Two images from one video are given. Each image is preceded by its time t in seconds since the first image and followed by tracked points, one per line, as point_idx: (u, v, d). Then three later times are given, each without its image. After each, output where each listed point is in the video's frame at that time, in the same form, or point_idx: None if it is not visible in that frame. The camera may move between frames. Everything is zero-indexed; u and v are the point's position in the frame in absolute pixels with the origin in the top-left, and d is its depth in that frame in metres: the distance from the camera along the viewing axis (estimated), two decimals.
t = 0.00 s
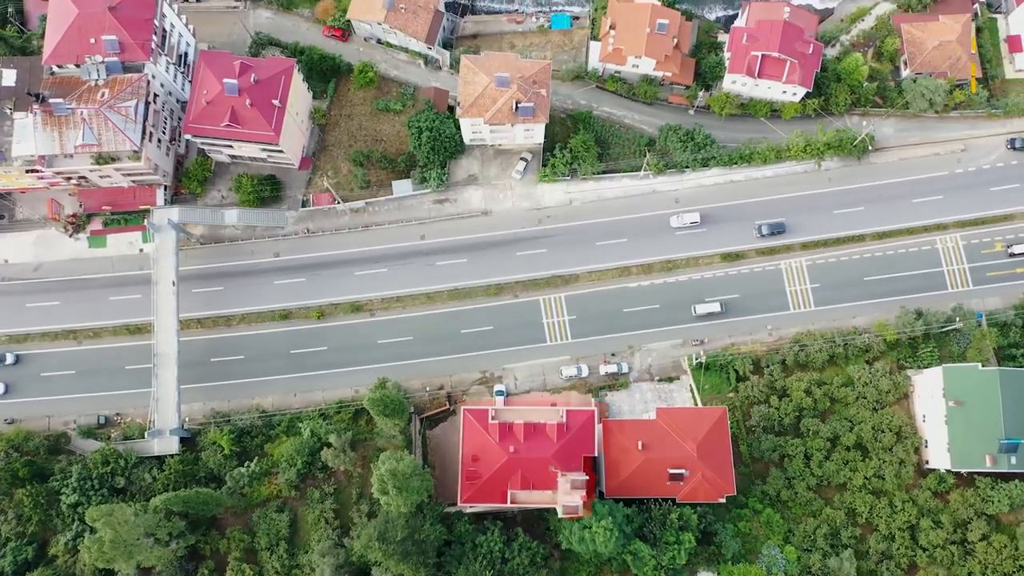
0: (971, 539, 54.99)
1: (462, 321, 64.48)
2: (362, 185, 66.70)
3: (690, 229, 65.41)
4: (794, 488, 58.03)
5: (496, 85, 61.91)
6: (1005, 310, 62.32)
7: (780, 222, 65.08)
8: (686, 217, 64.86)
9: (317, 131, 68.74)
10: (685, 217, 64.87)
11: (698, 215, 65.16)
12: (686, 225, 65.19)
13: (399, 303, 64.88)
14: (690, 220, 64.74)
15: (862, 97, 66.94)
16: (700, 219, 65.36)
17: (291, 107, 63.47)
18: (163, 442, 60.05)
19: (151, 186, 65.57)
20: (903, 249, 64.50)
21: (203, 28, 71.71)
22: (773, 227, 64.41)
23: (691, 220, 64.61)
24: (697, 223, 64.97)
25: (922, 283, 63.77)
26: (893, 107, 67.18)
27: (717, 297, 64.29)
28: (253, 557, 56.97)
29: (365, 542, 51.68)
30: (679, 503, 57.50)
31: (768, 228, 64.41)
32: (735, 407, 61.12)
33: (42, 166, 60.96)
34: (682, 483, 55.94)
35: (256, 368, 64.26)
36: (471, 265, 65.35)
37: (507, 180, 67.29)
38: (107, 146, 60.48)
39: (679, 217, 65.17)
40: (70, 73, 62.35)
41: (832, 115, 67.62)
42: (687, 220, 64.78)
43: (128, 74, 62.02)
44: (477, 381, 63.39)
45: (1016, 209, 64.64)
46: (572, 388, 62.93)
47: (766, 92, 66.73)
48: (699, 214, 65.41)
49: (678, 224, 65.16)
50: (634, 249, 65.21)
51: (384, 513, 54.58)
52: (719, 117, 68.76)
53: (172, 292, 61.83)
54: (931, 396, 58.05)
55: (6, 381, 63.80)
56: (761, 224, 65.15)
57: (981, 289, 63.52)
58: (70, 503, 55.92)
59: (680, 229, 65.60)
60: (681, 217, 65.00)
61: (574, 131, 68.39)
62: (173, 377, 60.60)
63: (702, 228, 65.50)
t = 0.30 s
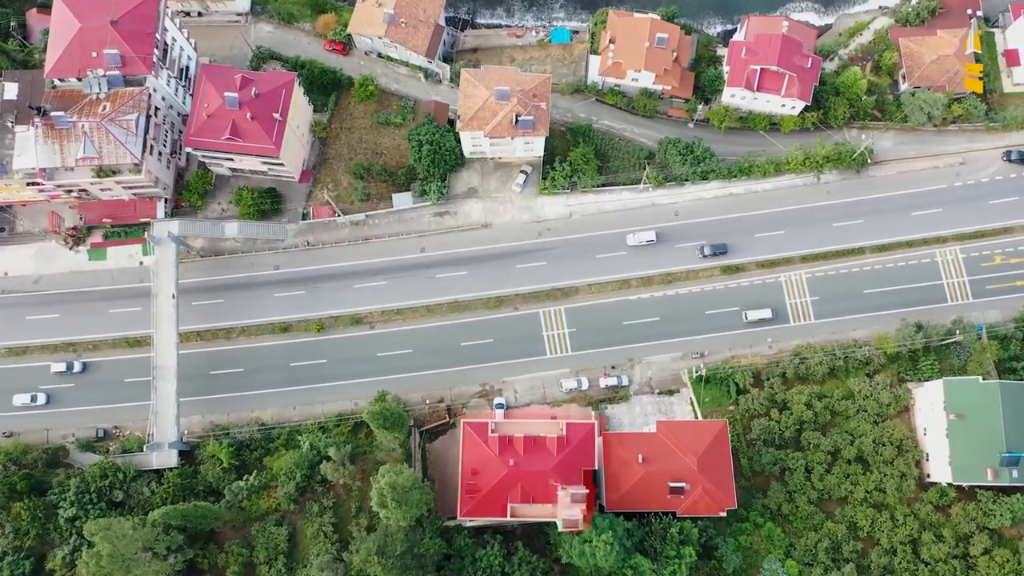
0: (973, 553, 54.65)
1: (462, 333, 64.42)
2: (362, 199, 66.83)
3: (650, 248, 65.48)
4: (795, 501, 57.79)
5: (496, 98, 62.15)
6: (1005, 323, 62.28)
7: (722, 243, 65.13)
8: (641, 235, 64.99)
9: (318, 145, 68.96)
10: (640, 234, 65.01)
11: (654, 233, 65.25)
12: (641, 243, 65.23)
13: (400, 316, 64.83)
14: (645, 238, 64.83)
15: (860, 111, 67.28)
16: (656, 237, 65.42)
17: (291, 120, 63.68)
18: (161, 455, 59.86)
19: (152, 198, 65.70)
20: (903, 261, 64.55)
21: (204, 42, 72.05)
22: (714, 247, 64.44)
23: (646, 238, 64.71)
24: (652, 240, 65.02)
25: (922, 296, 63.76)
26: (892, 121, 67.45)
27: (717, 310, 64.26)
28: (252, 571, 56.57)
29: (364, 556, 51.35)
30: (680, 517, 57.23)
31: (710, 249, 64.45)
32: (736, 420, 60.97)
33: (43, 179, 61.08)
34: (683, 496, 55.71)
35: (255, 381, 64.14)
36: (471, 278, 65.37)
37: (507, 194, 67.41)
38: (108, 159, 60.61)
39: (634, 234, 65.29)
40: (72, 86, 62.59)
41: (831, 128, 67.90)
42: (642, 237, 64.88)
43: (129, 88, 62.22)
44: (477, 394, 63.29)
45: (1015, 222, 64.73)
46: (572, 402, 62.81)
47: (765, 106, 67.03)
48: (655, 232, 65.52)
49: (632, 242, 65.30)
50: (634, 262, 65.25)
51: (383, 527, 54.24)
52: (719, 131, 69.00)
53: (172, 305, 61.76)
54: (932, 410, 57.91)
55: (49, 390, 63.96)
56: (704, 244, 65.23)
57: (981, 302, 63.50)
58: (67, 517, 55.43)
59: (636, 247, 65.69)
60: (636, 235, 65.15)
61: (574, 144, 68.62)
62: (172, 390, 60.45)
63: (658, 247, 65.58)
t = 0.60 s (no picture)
0: (975, 567, 54.34)
1: (462, 346, 64.33)
2: (362, 211, 66.95)
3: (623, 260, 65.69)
4: (797, 515, 57.48)
5: (496, 112, 62.37)
6: (1005, 336, 62.22)
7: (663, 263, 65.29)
8: (596, 253, 65.06)
9: (318, 157, 69.15)
10: (595, 253, 65.07)
11: (610, 251, 65.33)
12: (598, 261, 65.28)
13: (400, 329, 64.78)
14: (600, 256, 64.89)
15: (859, 124, 67.58)
16: (612, 255, 65.51)
17: (292, 133, 63.89)
18: (160, 468, 59.65)
19: (152, 211, 65.85)
20: (903, 274, 64.56)
21: (205, 56, 72.38)
22: (656, 268, 64.58)
23: (602, 256, 64.77)
24: (609, 259, 65.06)
25: (922, 309, 63.71)
26: (891, 134, 67.68)
27: (717, 322, 64.22)
28: None
29: (363, 570, 50.98)
30: (680, 530, 56.97)
31: (651, 269, 64.58)
32: (736, 433, 60.78)
33: (44, 192, 61.21)
34: (683, 509, 55.49)
35: (255, 394, 64.00)
36: (471, 290, 65.37)
37: (507, 206, 67.53)
38: (109, 172, 60.76)
39: (589, 253, 65.31)
40: (73, 99, 62.82)
41: (830, 141, 68.13)
42: (598, 256, 64.94)
43: (131, 101, 62.39)
44: (476, 407, 63.15)
45: (1015, 235, 64.80)
46: (572, 415, 62.64)
47: (764, 119, 67.33)
48: (610, 250, 65.60)
49: (589, 260, 65.29)
50: (634, 275, 65.28)
51: (383, 541, 53.93)
52: (718, 144, 69.23)
53: (171, 317, 61.64)
54: (933, 423, 57.76)
55: (91, 399, 63.86)
56: (646, 265, 65.37)
57: (981, 315, 63.45)
58: (65, 530, 54.97)
59: (593, 265, 65.69)
60: (592, 253, 65.15)
61: (574, 157, 68.87)
62: (171, 403, 60.27)
63: (615, 265, 65.59)
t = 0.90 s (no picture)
0: None
1: (462, 359, 64.25)
2: (362, 224, 67.07)
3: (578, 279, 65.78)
4: (798, 529, 57.17)
5: (496, 125, 62.58)
6: (1005, 349, 62.13)
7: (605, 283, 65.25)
8: (553, 271, 64.99)
9: (318, 170, 69.31)
10: (552, 271, 65.01)
11: (566, 269, 65.31)
12: (555, 279, 65.21)
13: (399, 341, 64.74)
14: (557, 274, 64.79)
15: (858, 137, 67.80)
16: (568, 273, 65.47)
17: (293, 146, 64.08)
18: (159, 481, 59.39)
19: (153, 224, 65.96)
20: (903, 287, 64.55)
21: (206, 69, 72.70)
22: (598, 288, 64.53)
23: (559, 274, 64.70)
24: (565, 277, 64.99)
25: (922, 322, 63.67)
26: (890, 147, 67.90)
27: (718, 335, 64.16)
28: None
29: None
30: (681, 544, 56.63)
31: (593, 290, 64.50)
32: (737, 446, 60.54)
33: (44, 205, 61.29)
34: (684, 523, 55.26)
35: (255, 407, 63.88)
36: (471, 303, 65.35)
37: (507, 219, 67.63)
38: (110, 185, 60.88)
39: (546, 271, 65.27)
40: (75, 113, 63.02)
41: (829, 154, 68.34)
42: (554, 274, 64.86)
43: (132, 114, 62.58)
44: (476, 420, 62.95)
45: (1014, 247, 64.84)
46: (572, 428, 62.45)
47: (763, 132, 67.57)
48: (567, 268, 65.58)
49: (545, 278, 65.22)
50: (634, 288, 65.27)
51: (382, 555, 53.56)
52: (717, 157, 69.42)
53: (170, 330, 61.53)
54: (933, 436, 57.60)
55: (132, 409, 63.95)
56: (588, 285, 65.31)
57: (981, 328, 63.38)
58: (62, 544, 54.53)
59: (549, 283, 65.60)
60: (548, 271, 65.07)
61: (573, 170, 69.09)
62: (170, 416, 60.09)
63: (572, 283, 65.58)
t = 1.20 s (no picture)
0: None
1: (462, 372, 64.14)
2: (363, 237, 67.18)
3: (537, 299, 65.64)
4: (799, 543, 56.80)
5: (496, 138, 62.74)
6: (1006, 361, 62.06)
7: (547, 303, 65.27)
8: (509, 289, 65.03)
9: (318, 183, 69.45)
10: (508, 289, 65.08)
11: (522, 287, 65.35)
12: (511, 298, 65.19)
13: (399, 354, 64.65)
14: (512, 292, 64.83)
15: (857, 150, 68.03)
16: (525, 291, 65.50)
17: (293, 159, 64.27)
18: (157, 495, 59.12)
19: (153, 236, 66.04)
20: (902, 300, 64.53)
21: (207, 83, 73.01)
22: (539, 307, 64.53)
23: (514, 292, 64.74)
24: (521, 295, 64.98)
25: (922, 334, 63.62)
26: (889, 160, 68.13)
27: (718, 348, 64.08)
28: None
29: None
30: (682, 559, 56.20)
31: (534, 309, 64.49)
32: (738, 459, 60.19)
33: (45, 217, 61.32)
34: (684, 537, 54.95)
35: (254, 420, 63.72)
36: (471, 316, 65.34)
37: (506, 232, 67.73)
38: (110, 197, 60.97)
39: (503, 289, 65.28)
40: (76, 126, 63.21)
41: (828, 167, 68.54)
42: (510, 292, 64.90)
43: (133, 127, 62.75)
44: (476, 433, 62.75)
45: (1014, 260, 64.88)
46: (572, 441, 62.23)
47: (762, 145, 67.80)
48: (523, 286, 65.61)
49: (501, 296, 65.25)
50: (634, 300, 65.26)
51: (381, 569, 53.15)
52: (717, 170, 69.60)
53: (169, 342, 61.44)
54: (934, 449, 57.44)
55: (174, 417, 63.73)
56: (530, 304, 65.32)
57: (981, 341, 63.34)
58: (60, 558, 54.09)
59: (506, 301, 65.64)
60: (504, 289, 65.15)
61: (573, 183, 69.39)
62: (170, 429, 59.92)
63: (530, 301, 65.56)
